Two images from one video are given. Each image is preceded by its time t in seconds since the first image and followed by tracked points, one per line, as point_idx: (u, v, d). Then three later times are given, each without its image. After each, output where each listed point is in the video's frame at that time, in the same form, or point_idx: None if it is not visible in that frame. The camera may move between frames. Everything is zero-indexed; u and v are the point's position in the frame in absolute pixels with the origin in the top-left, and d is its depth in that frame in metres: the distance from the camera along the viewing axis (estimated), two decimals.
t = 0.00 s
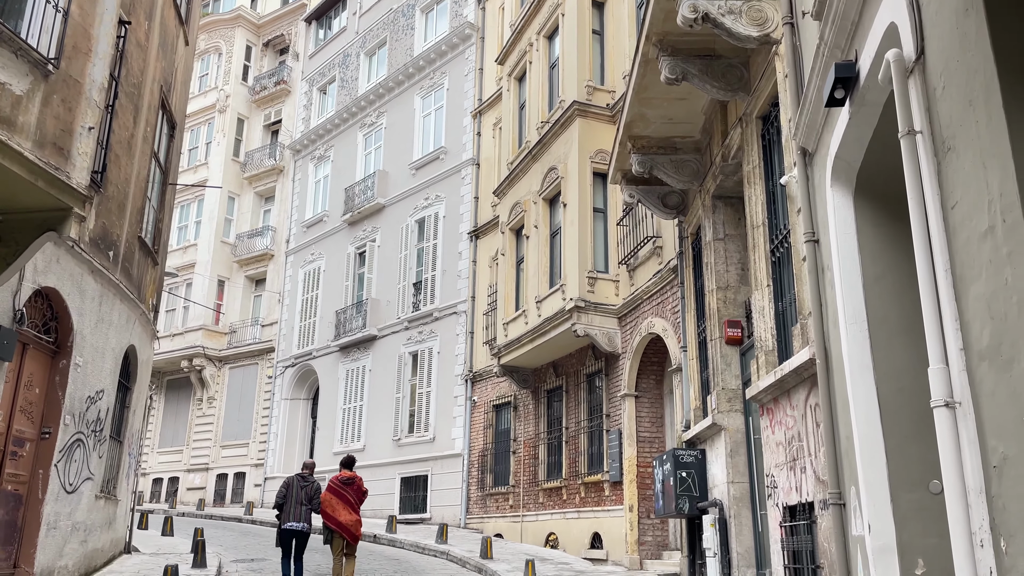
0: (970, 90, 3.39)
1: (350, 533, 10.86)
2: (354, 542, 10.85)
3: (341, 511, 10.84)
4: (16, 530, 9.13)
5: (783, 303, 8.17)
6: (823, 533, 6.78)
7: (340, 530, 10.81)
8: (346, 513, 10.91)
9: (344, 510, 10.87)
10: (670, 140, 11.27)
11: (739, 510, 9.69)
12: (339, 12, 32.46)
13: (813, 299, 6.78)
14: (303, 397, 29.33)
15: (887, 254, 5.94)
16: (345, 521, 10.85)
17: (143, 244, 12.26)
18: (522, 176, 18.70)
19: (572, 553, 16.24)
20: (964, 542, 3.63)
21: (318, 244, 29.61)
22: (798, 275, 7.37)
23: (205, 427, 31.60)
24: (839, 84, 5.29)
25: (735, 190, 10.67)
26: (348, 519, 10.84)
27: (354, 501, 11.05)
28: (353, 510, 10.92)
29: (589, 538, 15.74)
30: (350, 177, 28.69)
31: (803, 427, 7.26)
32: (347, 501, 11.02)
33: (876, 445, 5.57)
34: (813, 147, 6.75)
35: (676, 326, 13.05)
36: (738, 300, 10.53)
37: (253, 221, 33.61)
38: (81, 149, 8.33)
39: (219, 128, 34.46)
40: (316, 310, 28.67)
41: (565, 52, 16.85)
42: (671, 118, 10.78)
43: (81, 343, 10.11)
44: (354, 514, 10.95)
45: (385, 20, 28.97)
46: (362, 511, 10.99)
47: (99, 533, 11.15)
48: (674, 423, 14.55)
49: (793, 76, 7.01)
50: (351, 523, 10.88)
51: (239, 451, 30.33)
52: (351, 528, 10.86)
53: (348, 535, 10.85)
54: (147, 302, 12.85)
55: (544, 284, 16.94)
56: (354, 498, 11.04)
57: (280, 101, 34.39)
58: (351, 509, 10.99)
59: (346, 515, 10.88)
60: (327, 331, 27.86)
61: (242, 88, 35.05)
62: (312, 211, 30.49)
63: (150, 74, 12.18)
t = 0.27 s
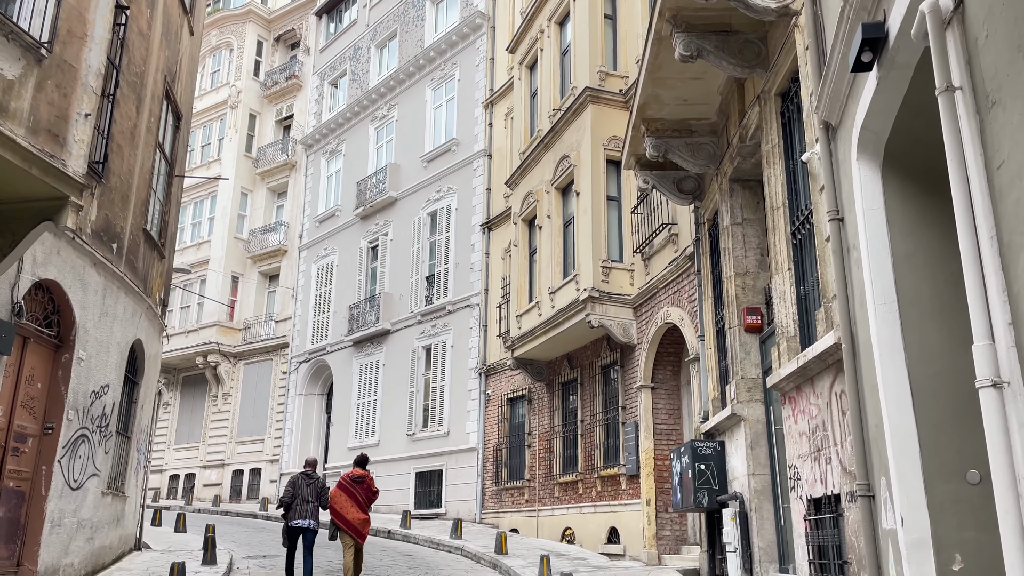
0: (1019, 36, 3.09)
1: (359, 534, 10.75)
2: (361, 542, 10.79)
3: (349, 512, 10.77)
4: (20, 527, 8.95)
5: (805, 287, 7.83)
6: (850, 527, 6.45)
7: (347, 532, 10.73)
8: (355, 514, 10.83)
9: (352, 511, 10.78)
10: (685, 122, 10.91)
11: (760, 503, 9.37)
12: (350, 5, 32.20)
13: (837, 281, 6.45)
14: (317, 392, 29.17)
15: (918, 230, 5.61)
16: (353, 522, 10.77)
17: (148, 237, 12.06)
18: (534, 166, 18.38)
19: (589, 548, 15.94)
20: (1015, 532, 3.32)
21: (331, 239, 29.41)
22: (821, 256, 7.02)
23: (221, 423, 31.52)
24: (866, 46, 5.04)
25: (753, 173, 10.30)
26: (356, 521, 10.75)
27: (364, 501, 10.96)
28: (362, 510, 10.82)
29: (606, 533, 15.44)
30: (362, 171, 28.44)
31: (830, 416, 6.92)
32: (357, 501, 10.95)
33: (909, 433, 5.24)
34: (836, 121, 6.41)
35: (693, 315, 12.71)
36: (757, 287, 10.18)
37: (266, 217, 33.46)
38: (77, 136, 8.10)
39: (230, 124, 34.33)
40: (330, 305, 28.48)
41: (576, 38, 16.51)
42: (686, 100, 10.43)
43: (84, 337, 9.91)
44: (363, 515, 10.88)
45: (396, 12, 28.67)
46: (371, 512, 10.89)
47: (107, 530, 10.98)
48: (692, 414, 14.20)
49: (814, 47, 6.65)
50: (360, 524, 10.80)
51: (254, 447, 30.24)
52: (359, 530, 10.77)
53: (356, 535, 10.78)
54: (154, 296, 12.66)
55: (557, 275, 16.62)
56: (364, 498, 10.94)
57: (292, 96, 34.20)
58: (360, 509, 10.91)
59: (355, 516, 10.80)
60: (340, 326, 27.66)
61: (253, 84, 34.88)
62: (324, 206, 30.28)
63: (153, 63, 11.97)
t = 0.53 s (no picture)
0: None
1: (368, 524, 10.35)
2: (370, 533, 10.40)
3: (357, 501, 10.39)
4: (19, 525, 8.74)
5: (826, 270, 7.48)
6: (877, 522, 6.11)
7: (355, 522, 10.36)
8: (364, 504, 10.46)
9: (361, 500, 10.41)
10: (699, 103, 10.52)
11: (779, 497, 9.02)
12: None
13: (862, 261, 6.09)
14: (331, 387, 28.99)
15: (950, 204, 5.27)
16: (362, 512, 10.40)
17: (151, 228, 11.84)
18: (545, 154, 18.04)
19: (605, 543, 15.63)
20: None
21: (343, 233, 29.16)
22: (843, 236, 6.66)
23: (235, 419, 31.42)
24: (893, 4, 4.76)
25: (770, 154, 9.92)
26: (365, 510, 10.37)
27: (374, 491, 10.58)
28: (371, 500, 10.45)
29: (622, 528, 15.13)
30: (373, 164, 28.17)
31: (854, 405, 6.56)
32: (366, 491, 10.57)
33: (942, 421, 4.88)
34: (859, 92, 6.04)
35: (708, 304, 12.34)
36: (776, 273, 9.81)
37: (278, 212, 33.27)
38: (69, 122, 7.85)
39: (241, 119, 34.17)
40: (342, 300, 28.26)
41: (587, 23, 16.14)
42: (699, 80, 10.05)
43: (84, 330, 9.70)
44: (372, 504, 10.48)
45: (405, 3, 28.36)
46: (381, 502, 10.50)
47: (112, 527, 10.79)
48: (709, 406, 13.85)
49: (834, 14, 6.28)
50: (369, 514, 10.41)
51: (268, 443, 30.12)
52: (369, 520, 10.38)
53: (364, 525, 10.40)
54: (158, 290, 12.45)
55: (569, 265, 16.29)
56: (374, 488, 10.56)
57: (302, 90, 33.99)
58: (369, 500, 10.53)
59: (363, 505, 10.42)
60: (353, 321, 27.43)
61: (264, 79, 34.69)
62: (336, 200, 30.03)
63: (154, 51, 11.74)
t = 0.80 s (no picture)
0: None
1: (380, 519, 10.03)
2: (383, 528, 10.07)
3: (369, 495, 10.08)
4: (21, 522, 8.57)
5: (850, 254, 7.14)
6: (908, 518, 5.77)
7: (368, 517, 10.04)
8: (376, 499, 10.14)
9: (373, 495, 10.10)
10: (715, 83, 10.11)
11: (802, 491, 8.68)
12: None
13: (889, 242, 5.74)
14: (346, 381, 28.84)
15: (986, 177, 4.91)
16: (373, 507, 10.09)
17: (156, 220, 11.63)
18: (559, 142, 17.70)
19: (622, 537, 15.32)
20: None
21: (356, 226, 28.94)
22: (870, 217, 6.32)
23: (251, 414, 31.35)
24: None
25: (790, 134, 9.55)
26: (377, 505, 10.05)
27: (386, 485, 10.28)
28: (383, 494, 10.15)
29: (640, 522, 14.82)
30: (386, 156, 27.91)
31: (882, 394, 6.22)
32: (377, 485, 10.27)
33: (981, 410, 4.55)
34: (885, 62, 5.69)
35: (727, 292, 11.98)
36: (796, 258, 9.46)
37: (292, 206, 33.09)
38: (64, 109, 7.64)
39: (255, 113, 34.01)
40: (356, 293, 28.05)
41: (599, 6, 15.77)
42: (715, 59, 9.66)
43: (87, 323, 9.51)
44: (384, 499, 10.17)
45: None
46: (393, 496, 10.20)
47: (120, 523, 10.63)
48: (728, 397, 13.50)
49: None
50: (381, 509, 10.10)
51: (285, 437, 30.03)
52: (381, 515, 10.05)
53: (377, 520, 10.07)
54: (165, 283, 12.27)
55: (584, 254, 15.96)
56: (385, 482, 10.26)
57: (315, 83, 33.79)
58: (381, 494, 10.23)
59: (376, 500, 10.11)
60: (367, 314, 27.21)
61: (277, 72, 34.50)
62: (349, 193, 29.79)
63: (157, 39, 11.52)
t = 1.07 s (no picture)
0: None
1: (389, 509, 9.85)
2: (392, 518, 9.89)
3: (378, 485, 9.91)
4: (23, 514, 8.38)
5: (878, 230, 6.76)
6: (943, 508, 5.41)
7: (377, 507, 9.85)
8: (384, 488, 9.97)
9: (381, 484, 9.92)
10: (734, 58, 9.71)
11: (827, 481, 8.32)
12: None
13: (923, 213, 5.37)
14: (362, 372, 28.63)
15: None
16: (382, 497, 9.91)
17: (162, 207, 11.42)
18: (573, 126, 17.32)
19: (641, 530, 14.99)
20: None
21: (371, 216, 28.67)
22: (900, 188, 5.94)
23: (268, 406, 31.26)
24: None
25: (813, 109, 9.14)
26: (386, 494, 9.88)
27: (394, 475, 10.10)
28: (391, 483, 9.97)
29: (658, 513, 14.48)
30: (400, 145, 27.61)
31: (914, 376, 5.85)
32: (385, 475, 10.10)
33: None
34: (917, 20, 5.31)
35: (747, 276, 11.59)
36: (820, 239, 9.08)
37: (307, 197, 32.87)
38: (58, 88, 7.42)
39: (269, 104, 33.81)
40: (371, 284, 27.79)
41: None
42: (735, 33, 9.25)
43: (89, 312, 9.31)
44: (393, 489, 10.00)
45: None
46: (401, 486, 10.02)
47: (127, 515, 10.45)
48: (749, 385, 13.10)
49: None
50: (390, 499, 9.93)
51: (302, 429, 29.89)
52: (390, 505, 9.88)
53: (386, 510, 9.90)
54: (172, 272, 12.06)
55: (599, 241, 15.61)
56: (393, 472, 10.08)
57: (329, 73, 33.51)
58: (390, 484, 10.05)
59: (384, 489, 9.94)
60: (382, 305, 26.96)
61: (290, 62, 34.25)
62: (363, 183, 29.51)
63: (161, 22, 11.28)
